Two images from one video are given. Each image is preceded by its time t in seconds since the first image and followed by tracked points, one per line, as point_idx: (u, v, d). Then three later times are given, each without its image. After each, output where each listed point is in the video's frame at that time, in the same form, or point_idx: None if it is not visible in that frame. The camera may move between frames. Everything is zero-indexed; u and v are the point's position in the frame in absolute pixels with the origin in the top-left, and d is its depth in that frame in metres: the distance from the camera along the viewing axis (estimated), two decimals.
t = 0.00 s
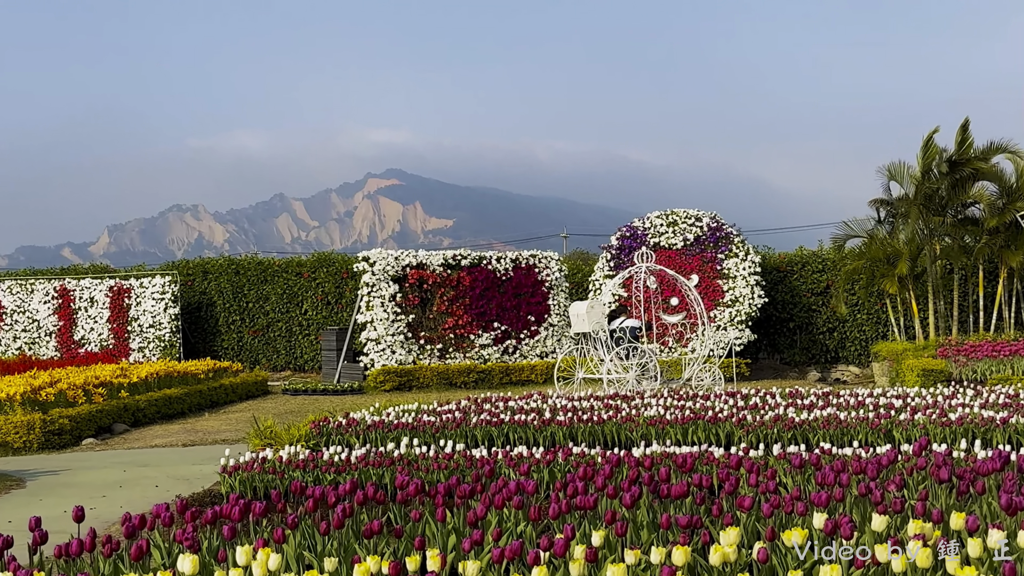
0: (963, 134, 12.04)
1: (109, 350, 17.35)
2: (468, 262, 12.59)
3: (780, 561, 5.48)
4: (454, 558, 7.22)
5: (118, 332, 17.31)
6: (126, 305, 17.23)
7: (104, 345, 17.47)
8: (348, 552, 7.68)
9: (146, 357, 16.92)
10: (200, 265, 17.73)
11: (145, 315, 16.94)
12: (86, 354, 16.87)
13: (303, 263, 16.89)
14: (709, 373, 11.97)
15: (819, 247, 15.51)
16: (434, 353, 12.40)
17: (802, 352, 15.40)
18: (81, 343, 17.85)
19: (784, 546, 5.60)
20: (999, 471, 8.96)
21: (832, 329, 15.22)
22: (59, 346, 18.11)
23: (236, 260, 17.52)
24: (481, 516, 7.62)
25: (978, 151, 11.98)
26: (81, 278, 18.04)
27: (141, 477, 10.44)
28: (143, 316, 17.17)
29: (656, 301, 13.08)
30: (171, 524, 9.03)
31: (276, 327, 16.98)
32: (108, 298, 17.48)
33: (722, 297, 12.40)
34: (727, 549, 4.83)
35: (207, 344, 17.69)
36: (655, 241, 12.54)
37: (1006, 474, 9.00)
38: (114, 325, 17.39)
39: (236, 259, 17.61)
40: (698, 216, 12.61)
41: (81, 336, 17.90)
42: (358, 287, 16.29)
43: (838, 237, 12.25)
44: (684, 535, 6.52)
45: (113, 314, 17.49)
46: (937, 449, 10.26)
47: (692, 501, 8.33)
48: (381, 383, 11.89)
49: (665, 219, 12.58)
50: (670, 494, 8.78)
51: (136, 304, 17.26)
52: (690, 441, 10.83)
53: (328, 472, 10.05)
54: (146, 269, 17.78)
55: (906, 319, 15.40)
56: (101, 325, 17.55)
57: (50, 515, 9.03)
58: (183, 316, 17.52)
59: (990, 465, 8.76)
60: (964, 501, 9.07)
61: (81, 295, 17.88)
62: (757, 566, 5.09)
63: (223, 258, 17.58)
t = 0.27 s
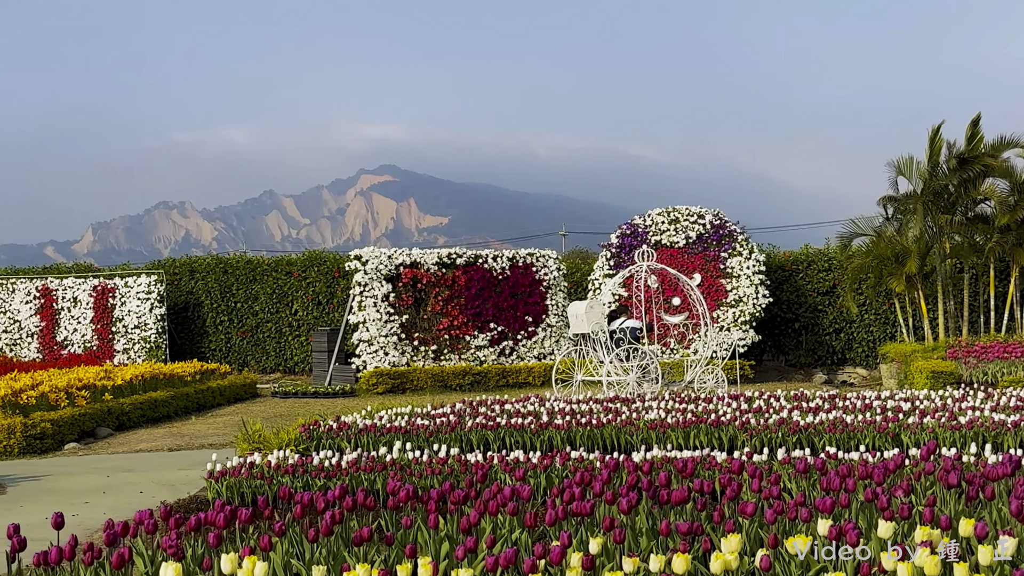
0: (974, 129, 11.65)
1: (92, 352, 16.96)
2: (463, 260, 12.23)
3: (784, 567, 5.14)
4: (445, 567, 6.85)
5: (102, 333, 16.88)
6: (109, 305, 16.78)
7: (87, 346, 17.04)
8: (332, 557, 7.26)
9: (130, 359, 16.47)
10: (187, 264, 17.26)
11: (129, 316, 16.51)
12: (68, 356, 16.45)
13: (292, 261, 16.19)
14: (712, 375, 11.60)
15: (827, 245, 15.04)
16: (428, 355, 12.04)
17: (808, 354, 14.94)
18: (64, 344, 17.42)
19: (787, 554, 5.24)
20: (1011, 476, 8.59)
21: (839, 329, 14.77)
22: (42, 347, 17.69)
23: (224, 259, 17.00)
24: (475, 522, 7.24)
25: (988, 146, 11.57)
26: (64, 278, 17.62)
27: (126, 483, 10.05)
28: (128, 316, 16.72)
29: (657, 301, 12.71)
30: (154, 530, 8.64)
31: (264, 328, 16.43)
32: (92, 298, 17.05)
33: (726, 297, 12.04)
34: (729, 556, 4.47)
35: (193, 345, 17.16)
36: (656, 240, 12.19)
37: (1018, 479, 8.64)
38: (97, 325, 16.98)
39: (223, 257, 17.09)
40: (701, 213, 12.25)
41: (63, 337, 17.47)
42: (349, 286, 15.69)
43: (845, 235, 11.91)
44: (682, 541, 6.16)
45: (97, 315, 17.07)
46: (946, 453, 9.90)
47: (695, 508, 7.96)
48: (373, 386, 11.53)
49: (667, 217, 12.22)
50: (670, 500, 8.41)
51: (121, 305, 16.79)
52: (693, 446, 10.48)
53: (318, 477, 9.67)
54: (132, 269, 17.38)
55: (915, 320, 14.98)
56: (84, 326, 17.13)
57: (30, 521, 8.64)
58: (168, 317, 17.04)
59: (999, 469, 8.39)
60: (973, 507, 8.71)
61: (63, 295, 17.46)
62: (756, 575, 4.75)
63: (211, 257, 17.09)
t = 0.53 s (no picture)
0: (988, 122, 11.31)
1: (75, 353, 16.45)
2: (460, 258, 11.83)
3: None
4: None
5: (85, 334, 16.44)
6: (93, 304, 16.35)
7: (70, 348, 16.60)
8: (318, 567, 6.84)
9: (115, 361, 16.02)
10: (174, 262, 16.80)
11: (113, 315, 16.07)
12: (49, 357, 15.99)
13: (284, 258, 15.72)
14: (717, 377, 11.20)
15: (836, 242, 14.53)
16: (423, 356, 11.65)
17: (816, 355, 14.45)
18: (46, 345, 16.94)
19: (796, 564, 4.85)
20: None
21: (848, 329, 14.29)
22: (23, 348, 17.21)
23: (212, 257, 16.46)
24: (470, 529, 6.82)
25: (1002, 140, 11.23)
26: (46, 276, 17.14)
27: (109, 489, 9.63)
28: (112, 316, 16.26)
29: (660, 300, 12.32)
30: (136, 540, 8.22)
31: (254, 328, 15.93)
32: (75, 297, 16.61)
33: (731, 297, 11.65)
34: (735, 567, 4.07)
35: (180, 346, 16.74)
36: (659, 237, 11.80)
37: None
38: (81, 326, 16.54)
39: (211, 256, 16.60)
40: (705, 210, 11.85)
41: (45, 337, 17.00)
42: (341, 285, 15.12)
43: (854, 232, 11.51)
44: (686, 550, 5.76)
45: (80, 314, 16.62)
46: (959, 458, 9.51)
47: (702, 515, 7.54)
48: (366, 388, 11.14)
49: (670, 213, 11.83)
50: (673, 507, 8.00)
51: (104, 305, 16.35)
52: (697, 450, 10.09)
53: (309, 483, 9.26)
54: (116, 268, 16.92)
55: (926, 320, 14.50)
56: (67, 326, 16.67)
57: (11, 529, 8.22)
58: (154, 317, 16.55)
59: (1015, 473, 8.00)
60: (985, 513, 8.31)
61: (45, 294, 16.99)
62: None
63: (199, 255, 16.57)
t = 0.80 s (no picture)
0: (1003, 116, 10.91)
1: (60, 355, 16.06)
2: (458, 257, 11.46)
3: None
4: None
5: (71, 335, 16.00)
6: (78, 304, 15.89)
7: (55, 349, 16.16)
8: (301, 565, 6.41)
9: (100, 363, 15.56)
10: (163, 262, 16.37)
11: (99, 316, 15.63)
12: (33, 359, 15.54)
13: (275, 257, 15.14)
14: (724, 380, 10.84)
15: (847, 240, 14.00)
16: (420, 358, 11.25)
17: (827, 357, 13.86)
18: (30, 347, 16.45)
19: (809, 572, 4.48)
20: None
21: (860, 331, 13.64)
22: (6, 349, 16.71)
23: (202, 256, 15.95)
24: (470, 538, 6.42)
25: (1019, 135, 10.82)
26: (29, 275, 16.65)
27: (95, 495, 9.25)
28: (98, 317, 15.81)
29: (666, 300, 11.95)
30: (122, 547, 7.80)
31: (244, 329, 15.37)
32: (60, 297, 16.15)
33: (739, 296, 11.29)
34: None
35: (168, 349, 16.27)
36: (664, 235, 11.44)
37: None
38: (65, 326, 16.10)
39: (201, 255, 16.14)
40: (712, 207, 11.49)
41: (28, 339, 16.50)
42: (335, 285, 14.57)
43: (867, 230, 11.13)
44: (694, 563, 5.38)
45: (65, 315, 16.17)
46: (976, 464, 9.14)
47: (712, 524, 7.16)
48: (361, 391, 10.77)
49: (676, 210, 11.47)
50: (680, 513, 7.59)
51: (90, 305, 15.90)
52: (705, 455, 9.73)
53: (303, 491, 8.88)
54: (102, 266, 16.44)
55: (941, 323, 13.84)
56: (51, 326, 16.24)
57: None
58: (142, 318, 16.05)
59: None
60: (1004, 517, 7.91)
61: (30, 294, 16.51)
62: None
63: (188, 254, 16.07)
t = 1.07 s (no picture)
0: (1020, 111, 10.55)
1: (44, 358, 15.38)
2: (456, 256, 11.09)
3: None
4: None
5: (54, 338, 15.23)
6: (63, 306, 15.16)
7: (38, 352, 15.34)
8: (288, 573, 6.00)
9: (86, 366, 14.86)
10: (150, 261, 15.53)
11: (85, 318, 14.89)
12: (15, 363, 14.76)
13: (267, 257, 14.53)
14: (731, 384, 10.47)
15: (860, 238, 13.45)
16: (416, 361, 10.88)
17: (838, 359, 13.35)
18: (10, 351, 15.63)
19: None
20: None
21: (872, 332, 13.12)
22: None
23: (191, 254, 15.21)
24: (470, 549, 6.00)
25: None
26: (10, 277, 15.86)
27: (80, 504, 8.85)
28: (83, 319, 15.07)
29: (672, 301, 11.57)
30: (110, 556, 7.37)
31: (236, 331, 14.78)
32: (43, 298, 15.40)
33: (747, 297, 10.93)
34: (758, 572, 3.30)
35: (157, 352, 15.47)
36: (670, 233, 11.10)
37: None
38: (48, 329, 15.29)
39: (189, 253, 15.38)
40: (719, 204, 11.12)
41: (9, 342, 15.70)
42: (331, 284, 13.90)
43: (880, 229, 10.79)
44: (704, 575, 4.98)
45: (48, 316, 15.39)
46: (994, 471, 8.75)
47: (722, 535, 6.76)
48: (356, 395, 10.40)
49: (681, 208, 11.10)
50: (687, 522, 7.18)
51: (75, 306, 15.13)
52: (713, 462, 9.35)
53: (297, 498, 8.48)
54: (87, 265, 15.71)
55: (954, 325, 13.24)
56: (33, 328, 15.42)
57: None
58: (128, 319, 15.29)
59: None
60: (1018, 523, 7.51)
61: (12, 295, 15.70)
62: None
63: (177, 253, 15.32)
